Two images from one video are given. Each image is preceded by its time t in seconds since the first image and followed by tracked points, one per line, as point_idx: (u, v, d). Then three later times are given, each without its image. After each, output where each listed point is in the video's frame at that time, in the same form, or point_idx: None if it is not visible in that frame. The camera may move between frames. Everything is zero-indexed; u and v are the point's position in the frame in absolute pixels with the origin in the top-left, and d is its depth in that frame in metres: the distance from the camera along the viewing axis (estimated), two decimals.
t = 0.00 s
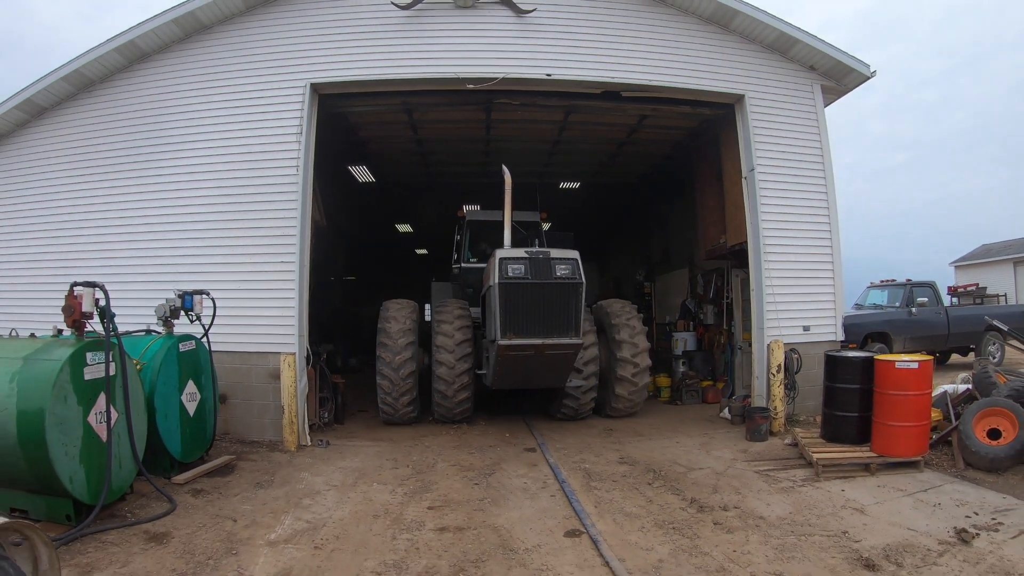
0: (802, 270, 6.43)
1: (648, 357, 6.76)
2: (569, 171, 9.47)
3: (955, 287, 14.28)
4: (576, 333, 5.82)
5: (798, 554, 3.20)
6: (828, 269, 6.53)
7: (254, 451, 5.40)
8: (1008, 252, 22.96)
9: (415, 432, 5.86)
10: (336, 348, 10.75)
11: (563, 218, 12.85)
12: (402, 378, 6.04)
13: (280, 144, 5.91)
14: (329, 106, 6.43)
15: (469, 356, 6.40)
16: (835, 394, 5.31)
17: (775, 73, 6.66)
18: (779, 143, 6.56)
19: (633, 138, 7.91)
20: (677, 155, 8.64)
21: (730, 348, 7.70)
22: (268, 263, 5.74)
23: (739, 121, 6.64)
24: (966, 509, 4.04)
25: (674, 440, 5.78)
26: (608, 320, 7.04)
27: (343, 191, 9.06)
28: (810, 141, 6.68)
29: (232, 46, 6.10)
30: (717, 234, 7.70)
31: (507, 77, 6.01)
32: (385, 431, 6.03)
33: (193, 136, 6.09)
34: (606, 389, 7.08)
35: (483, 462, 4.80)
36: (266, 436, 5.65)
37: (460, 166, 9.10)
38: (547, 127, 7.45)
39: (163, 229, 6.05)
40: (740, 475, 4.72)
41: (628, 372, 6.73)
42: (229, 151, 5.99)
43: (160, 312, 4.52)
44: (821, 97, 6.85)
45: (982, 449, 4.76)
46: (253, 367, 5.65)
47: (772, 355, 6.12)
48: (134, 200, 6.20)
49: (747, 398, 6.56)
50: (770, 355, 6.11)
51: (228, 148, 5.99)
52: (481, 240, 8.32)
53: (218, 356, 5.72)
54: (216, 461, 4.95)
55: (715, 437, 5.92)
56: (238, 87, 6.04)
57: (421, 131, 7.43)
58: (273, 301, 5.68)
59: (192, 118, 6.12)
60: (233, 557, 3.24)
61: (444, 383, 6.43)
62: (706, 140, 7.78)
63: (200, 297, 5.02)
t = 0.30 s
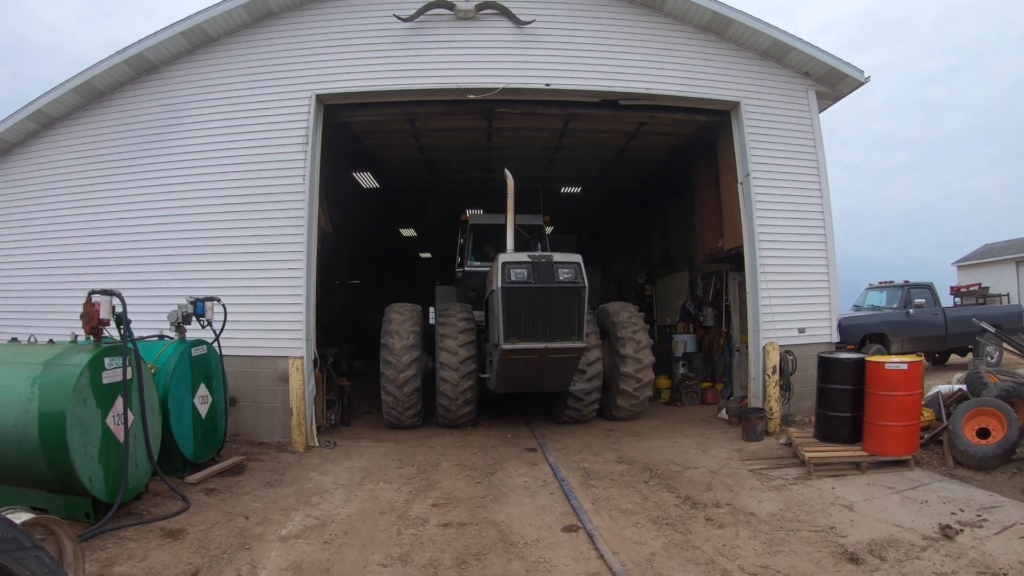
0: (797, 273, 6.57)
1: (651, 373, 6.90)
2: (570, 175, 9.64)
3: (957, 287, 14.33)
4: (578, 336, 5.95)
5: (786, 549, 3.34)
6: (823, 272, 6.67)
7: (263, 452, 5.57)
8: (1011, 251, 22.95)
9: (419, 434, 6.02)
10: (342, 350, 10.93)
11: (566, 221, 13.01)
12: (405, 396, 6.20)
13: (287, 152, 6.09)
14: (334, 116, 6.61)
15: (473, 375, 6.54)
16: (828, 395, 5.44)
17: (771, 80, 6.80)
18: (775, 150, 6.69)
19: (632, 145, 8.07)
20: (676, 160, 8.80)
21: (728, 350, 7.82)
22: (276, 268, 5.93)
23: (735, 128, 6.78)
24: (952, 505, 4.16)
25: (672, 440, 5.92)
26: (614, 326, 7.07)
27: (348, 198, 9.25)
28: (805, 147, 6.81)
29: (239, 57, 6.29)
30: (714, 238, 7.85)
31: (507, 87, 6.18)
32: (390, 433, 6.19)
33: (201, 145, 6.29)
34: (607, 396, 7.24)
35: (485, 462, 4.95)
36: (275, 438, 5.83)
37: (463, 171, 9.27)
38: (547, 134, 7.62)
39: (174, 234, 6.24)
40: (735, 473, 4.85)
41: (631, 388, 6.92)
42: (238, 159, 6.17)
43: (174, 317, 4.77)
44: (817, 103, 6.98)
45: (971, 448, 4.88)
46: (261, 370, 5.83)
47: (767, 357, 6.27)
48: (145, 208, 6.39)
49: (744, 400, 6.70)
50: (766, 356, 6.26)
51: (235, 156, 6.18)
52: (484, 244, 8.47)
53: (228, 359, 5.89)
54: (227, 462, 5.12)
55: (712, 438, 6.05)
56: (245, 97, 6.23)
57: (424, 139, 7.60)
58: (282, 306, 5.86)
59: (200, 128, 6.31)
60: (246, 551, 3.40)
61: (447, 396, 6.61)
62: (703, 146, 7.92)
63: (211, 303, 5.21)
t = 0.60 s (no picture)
0: (792, 279, 6.74)
1: (655, 386, 7.04)
2: (570, 183, 9.83)
3: (954, 291, 14.48)
4: (583, 342, 6.13)
5: (778, 542, 3.50)
6: (818, 277, 6.84)
7: (273, 455, 5.73)
8: (1009, 255, 23.12)
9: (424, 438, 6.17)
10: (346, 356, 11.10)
11: (566, 228, 13.19)
12: (411, 414, 6.36)
13: (294, 161, 6.28)
14: (340, 127, 6.80)
15: (478, 388, 6.70)
16: (821, 397, 5.60)
17: (766, 91, 6.99)
18: (769, 159, 6.88)
19: (631, 154, 8.27)
20: (674, 168, 8.99)
21: (727, 355, 7.93)
22: (286, 275, 6.11)
23: (730, 138, 6.97)
24: (940, 502, 4.32)
25: (670, 442, 6.08)
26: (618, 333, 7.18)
27: (352, 206, 9.43)
28: (799, 156, 7.00)
29: (247, 68, 6.48)
30: (711, 244, 8.03)
31: (509, 99, 6.37)
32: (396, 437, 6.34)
33: (210, 154, 6.47)
34: (609, 403, 7.41)
35: (490, 464, 5.11)
36: (284, 442, 5.99)
37: (465, 180, 9.46)
38: (547, 144, 7.81)
39: (186, 241, 6.41)
40: (731, 473, 5.01)
41: (633, 403, 7.07)
42: (248, 167, 6.36)
43: (187, 324, 4.83)
44: (811, 113, 7.16)
45: (960, 447, 5.04)
46: (271, 376, 5.99)
47: (763, 360, 6.44)
48: (155, 215, 6.57)
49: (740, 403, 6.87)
50: (762, 359, 6.44)
51: (244, 165, 6.37)
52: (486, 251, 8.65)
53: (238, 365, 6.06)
54: (238, 464, 5.27)
55: (710, 440, 6.21)
56: (253, 107, 6.43)
57: (427, 149, 7.80)
58: (292, 312, 6.03)
59: (209, 137, 6.50)
60: (263, 548, 3.56)
61: (452, 407, 6.79)
62: (700, 155, 8.12)
63: (223, 309, 5.38)
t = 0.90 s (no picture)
0: (789, 283, 6.90)
1: (658, 389, 7.19)
2: (571, 188, 10.00)
3: (953, 296, 14.60)
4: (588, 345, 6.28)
5: (771, 536, 3.66)
6: (814, 281, 7.00)
7: (282, 454, 5.89)
8: (1007, 259, 23.28)
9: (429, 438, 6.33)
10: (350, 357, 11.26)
11: (567, 232, 13.36)
12: (416, 415, 6.52)
13: (303, 166, 6.46)
14: (348, 134, 6.98)
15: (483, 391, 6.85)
16: (816, 399, 5.75)
17: (763, 100, 7.16)
18: (766, 166, 7.05)
19: (631, 160, 8.45)
20: (674, 174, 9.18)
21: (727, 359, 8.05)
22: (295, 278, 6.27)
23: (729, 146, 7.14)
24: (929, 499, 4.48)
25: (669, 443, 6.24)
26: (623, 336, 7.32)
27: (357, 210, 9.60)
28: (795, 163, 7.17)
29: (257, 75, 6.65)
30: (710, 249, 8.19)
31: (512, 108, 6.55)
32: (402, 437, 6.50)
33: (220, 159, 6.64)
34: (613, 406, 7.56)
35: (493, 462, 5.27)
36: (292, 441, 6.15)
37: (468, 185, 9.63)
38: (549, 150, 7.99)
39: (196, 243, 6.58)
40: (727, 472, 5.17)
41: (635, 415, 7.30)
42: (258, 172, 6.53)
43: (200, 326, 5.03)
44: (807, 121, 7.34)
45: (949, 447, 5.20)
46: (280, 377, 6.15)
47: (760, 363, 6.58)
48: (166, 218, 6.74)
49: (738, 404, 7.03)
50: (759, 363, 6.58)
51: (254, 169, 6.55)
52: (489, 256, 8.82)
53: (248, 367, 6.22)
54: (249, 463, 5.43)
55: (708, 440, 6.37)
56: (263, 113, 6.60)
57: (432, 155, 7.98)
58: (301, 314, 6.20)
59: (219, 142, 6.67)
60: (277, 542, 3.72)
61: (457, 413, 6.96)
62: (699, 162, 8.30)
63: (235, 313, 5.54)
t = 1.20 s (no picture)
0: (784, 287, 7.03)
1: (659, 394, 7.31)
2: (571, 193, 10.14)
3: (952, 299, 14.68)
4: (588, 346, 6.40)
5: (760, 533, 3.78)
6: (808, 285, 7.12)
7: (286, 454, 6.03)
8: (1009, 261, 23.32)
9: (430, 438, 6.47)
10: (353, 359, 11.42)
11: (568, 235, 13.50)
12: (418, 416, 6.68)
13: (308, 171, 6.62)
14: (351, 140, 7.14)
15: (484, 393, 6.97)
16: (809, 401, 5.87)
17: (759, 106, 7.29)
18: (762, 172, 7.17)
19: (630, 166, 8.59)
20: (672, 179, 9.33)
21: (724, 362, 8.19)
22: (300, 281, 6.43)
23: (726, 153, 7.27)
24: (917, 499, 4.60)
25: (666, 444, 6.37)
26: (624, 339, 7.43)
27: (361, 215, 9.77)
28: (791, 169, 7.29)
29: (262, 83, 6.81)
30: (707, 253, 8.33)
31: (513, 116, 6.69)
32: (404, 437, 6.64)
33: (227, 164, 6.80)
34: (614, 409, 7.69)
35: (493, 462, 5.41)
36: (296, 441, 6.29)
37: (469, 189, 9.78)
38: (549, 156, 8.13)
39: (203, 247, 6.74)
40: (721, 472, 5.29)
41: (635, 423, 7.45)
42: (264, 177, 6.69)
43: (208, 328, 5.18)
44: (803, 127, 7.46)
45: (939, 449, 5.30)
46: (285, 378, 6.30)
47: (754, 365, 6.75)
48: (175, 221, 6.90)
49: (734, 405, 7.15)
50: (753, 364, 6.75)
51: (259, 174, 6.70)
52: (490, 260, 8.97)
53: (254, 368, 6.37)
54: (255, 462, 5.57)
55: (704, 441, 6.48)
56: (268, 119, 6.76)
57: (433, 160, 8.13)
58: (305, 316, 6.35)
59: (225, 147, 6.83)
60: (283, 537, 3.85)
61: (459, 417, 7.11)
62: (697, 167, 8.44)
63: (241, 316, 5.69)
